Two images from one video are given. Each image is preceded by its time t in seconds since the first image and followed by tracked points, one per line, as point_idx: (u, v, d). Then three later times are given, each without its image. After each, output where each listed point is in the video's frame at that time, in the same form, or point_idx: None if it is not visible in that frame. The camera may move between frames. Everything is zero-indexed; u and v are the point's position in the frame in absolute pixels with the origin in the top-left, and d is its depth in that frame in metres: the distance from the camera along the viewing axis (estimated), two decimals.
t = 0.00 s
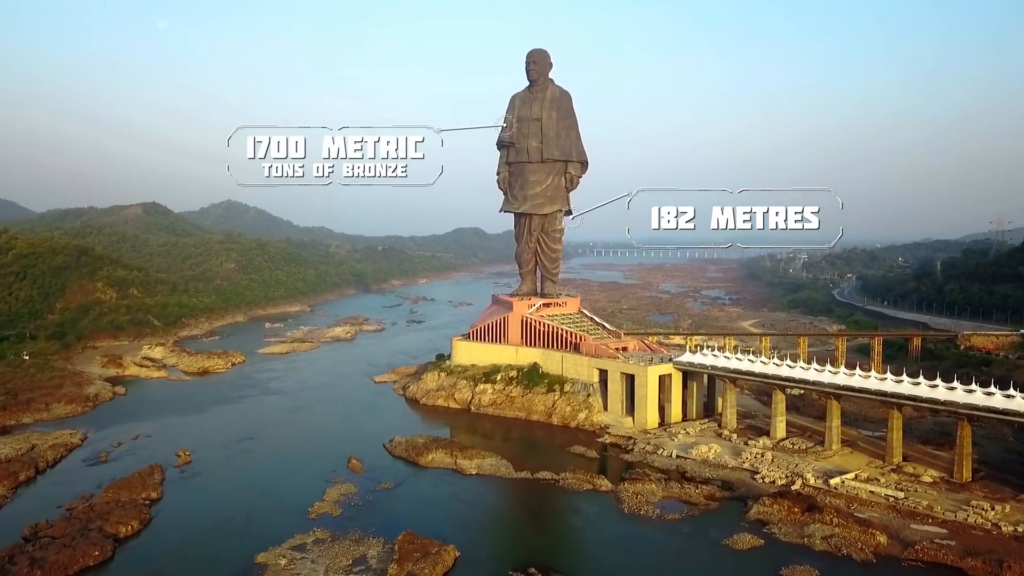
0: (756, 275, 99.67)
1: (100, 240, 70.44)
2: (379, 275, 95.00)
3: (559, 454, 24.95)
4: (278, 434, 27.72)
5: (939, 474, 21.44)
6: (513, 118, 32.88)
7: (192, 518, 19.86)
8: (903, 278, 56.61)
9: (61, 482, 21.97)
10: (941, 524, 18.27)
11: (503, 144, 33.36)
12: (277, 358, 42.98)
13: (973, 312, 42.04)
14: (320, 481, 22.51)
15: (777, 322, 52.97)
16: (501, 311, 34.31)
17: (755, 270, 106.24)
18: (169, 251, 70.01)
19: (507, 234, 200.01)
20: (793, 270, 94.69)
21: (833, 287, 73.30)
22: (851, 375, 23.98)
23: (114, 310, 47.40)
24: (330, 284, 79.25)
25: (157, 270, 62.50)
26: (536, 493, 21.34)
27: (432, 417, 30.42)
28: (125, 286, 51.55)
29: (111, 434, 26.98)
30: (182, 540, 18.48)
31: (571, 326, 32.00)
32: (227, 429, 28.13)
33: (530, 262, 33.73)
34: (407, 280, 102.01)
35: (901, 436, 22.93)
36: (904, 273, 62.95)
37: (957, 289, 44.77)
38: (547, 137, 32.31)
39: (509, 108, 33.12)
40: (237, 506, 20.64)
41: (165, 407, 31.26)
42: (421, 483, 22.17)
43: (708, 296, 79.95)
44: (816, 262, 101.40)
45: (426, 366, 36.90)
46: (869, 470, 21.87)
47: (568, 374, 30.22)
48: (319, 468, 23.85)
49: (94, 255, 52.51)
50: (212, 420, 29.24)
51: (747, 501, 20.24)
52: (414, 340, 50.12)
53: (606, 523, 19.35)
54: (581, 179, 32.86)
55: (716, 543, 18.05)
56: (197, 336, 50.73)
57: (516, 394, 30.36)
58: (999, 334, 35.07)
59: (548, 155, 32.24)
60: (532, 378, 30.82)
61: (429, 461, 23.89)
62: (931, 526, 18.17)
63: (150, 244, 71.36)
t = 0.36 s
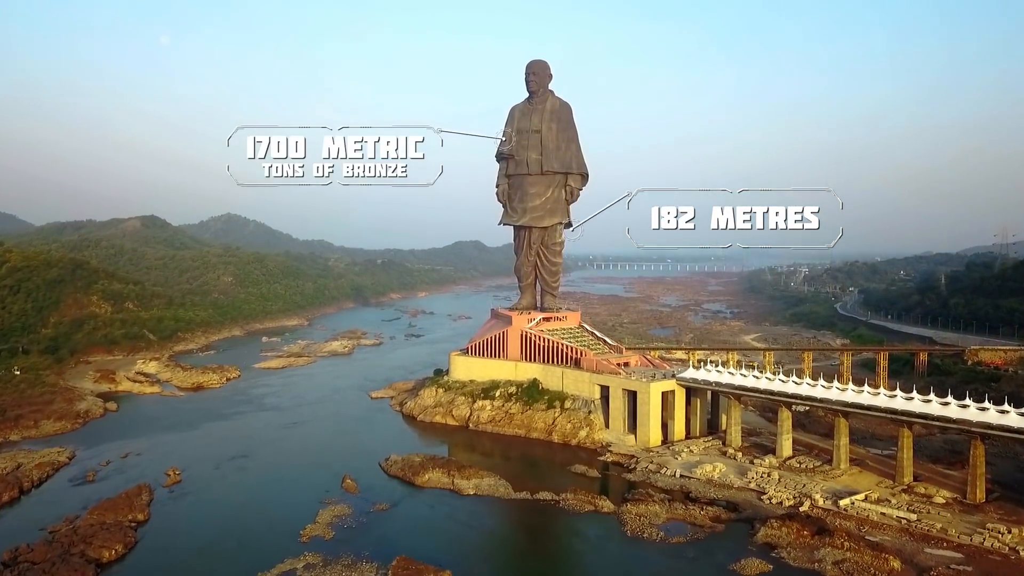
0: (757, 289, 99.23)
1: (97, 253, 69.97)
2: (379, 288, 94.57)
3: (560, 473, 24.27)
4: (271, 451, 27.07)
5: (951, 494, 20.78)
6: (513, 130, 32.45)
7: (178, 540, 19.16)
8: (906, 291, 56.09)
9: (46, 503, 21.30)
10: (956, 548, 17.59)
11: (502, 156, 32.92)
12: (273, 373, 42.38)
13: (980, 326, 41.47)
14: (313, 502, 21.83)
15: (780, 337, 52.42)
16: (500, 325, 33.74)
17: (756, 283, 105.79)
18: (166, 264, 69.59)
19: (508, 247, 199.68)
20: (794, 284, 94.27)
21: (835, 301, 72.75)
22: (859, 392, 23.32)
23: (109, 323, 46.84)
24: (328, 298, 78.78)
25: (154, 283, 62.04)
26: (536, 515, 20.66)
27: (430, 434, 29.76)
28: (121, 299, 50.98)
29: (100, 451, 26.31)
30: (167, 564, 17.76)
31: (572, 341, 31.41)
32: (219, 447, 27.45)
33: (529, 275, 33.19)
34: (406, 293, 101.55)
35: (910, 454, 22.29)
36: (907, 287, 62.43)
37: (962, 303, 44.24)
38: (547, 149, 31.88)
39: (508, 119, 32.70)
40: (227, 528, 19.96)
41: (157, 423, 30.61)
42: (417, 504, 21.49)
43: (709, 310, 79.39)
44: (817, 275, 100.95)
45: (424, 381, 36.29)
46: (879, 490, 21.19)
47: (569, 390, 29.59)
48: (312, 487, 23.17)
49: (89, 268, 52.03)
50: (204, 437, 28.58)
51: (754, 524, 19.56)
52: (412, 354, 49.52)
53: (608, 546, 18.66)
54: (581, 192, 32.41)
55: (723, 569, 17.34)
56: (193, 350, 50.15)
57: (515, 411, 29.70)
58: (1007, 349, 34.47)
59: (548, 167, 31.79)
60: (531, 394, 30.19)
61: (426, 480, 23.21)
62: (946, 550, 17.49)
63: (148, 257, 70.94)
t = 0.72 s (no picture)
0: (758, 302, 98.70)
1: (93, 266, 69.45)
2: (377, 302, 94.05)
3: (560, 493, 23.61)
4: (264, 469, 26.41)
5: (965, 515, 20.11)
6: (512, 142, 32.03)
7: (164, 563, 18.50)
8: (910, 305, 55.56)
9: (30, 524, 20.68)
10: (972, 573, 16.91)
11: (501, 168, 32.51)
12: (269, 388, 41.74)
13: (986, 341, 40.89)
14: (305, 523, 21.16)
15: (782, 351, 51.85)
16: (499, 339, 33.18)
17: (757, 296, 105.33)
18: (163, 277, 69.10)
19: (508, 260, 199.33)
20: (795, 298, 93.80)
21: (837, 314, 72.19)
22: (868, 409, 22.66)
23: (103, 337, 46.25)
24: (327, 311, 78.26)
25: (150, 296, 61.54)
26: (536, 537, 19.98)
27: (427, 451, 29.09)
28: (116, 313, 50.41)
29: (89, 469, 25.69)
30: None
31: (572, 356, 30.82)
32: (211, 465, 26.80)
33: (529, 289, 32.65)
34: (405, 307, 100.99)
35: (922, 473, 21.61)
36: (910, 300, 61.92)
37: (968, 317, 43.71)
38: (547, 161, 31.45)
39: (508, 132, 32.30)
40: (215, 549, 19.32)
41: (148, 440, 29.96)
42: (412, 525, 20.83)
43: (710, 324, 78.82)
44: (819, 288, 100.48)
45: (421, 397, 35.66)
46: (889, 511, 20.54)
47: (569, 406, 28.97)
48: (305, 507, 22.51)
49: (84, 281, 51.53)
50: (195, 455, 27.93)
51: (761, 547, 18.90)
52: (410, 368, 48.90)
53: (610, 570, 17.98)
54: (581, 205, 31.98)
55: None
56: (188, 364, 49.52)
57: (514, 428, 29.07)
58: (1015, 364, 33.86)
59: (548, 180, 31.35)
60: (531, 411, 29.57)
61: (422, 501, 22.54)
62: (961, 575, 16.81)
63: (145, 271, 70.48)
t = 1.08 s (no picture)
0: (759, 316, 98.11)
1: (90, 279, 68.89)
2: (376, 316, 93.47)
3: (560, 513, 22.90)
4: (256, 488, 25.74)
5: (979, 538, 19.42)
6: (512, 154, 31.60)
7: None
8: (914, 319, 55.03)
9: (13, 546, 20.04)
10: None
11: (501, 181, 32.07)
12: (264, 403, 41.08)
13: (993, 356, 40.27)
14: (296, 545, 20.48)
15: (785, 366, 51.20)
16: (498, 355, 32.57)
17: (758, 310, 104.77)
18: (160, 291, 68.57)
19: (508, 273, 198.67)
20: (797, 312, 93.24)
21: (840, 329, 71.59)
22: (876, 427, 22.00)
23: (97, 351, 45.62)
24: (325, 325, 77.68)
25: (147, 310, 60.98)
26: (535, 560, 19.30)
27: (424, 470, 28.40)
28: (111, 327, 49.81)
29: (77, 489, 25.02)
30: None
31: (572, 372, 30.22)
32: (202, 483, 26.12)
33: (528, 303, 32.08)
34: (404, 320, 100.40)
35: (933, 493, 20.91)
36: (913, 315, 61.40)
37: (973, 332, 43.18)
38: (547, 174, 31.02)
39: (508, 144, 31.89)
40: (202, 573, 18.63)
41: (139, 458, 29.29)
42: (406, 548, 20.15)
43: (711, 338, 78.20)
44: (820, 302, 99.93)
45: (418, 413, 34.98)
46: (901, 534, 19.86)
47: (569, 423, 28.32)
48: (298, 528, 21.83)
49: (79, 295, 50.98)
50: (187, 473, 27.27)
51: (769, 571, 18.21)
52: (408, 384, 48.24)
53: None
54: (581, 218, 31.49)
55: None
56: (183, 379, 48.86)
57: (513, 446, 28.40)
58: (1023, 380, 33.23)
59: (548, 192, 30.89)
60: (530, 428, 28.91)
61: (417, 522, 21.84)
62: None
63: (142, 284, 69.95)
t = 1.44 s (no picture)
0: (760, 329, 97.45)
1: (86, 292, 68.31)
2: (375, 329, 92.81)
3: (560, 534, 22.22)
4: (249, 506, 25.07)
5: (993, 560, 18.77)
6: (511, 166, 31.20)
7: None
8: (917, 333, 54.46)
9: None
10: None
11: (500, 193, 31.63)
12: (259, 418, 40.41)
13: (999, 370, 39.67)
14: (288, 567, 19.81)
15: (788, 380, 50.56)
16: (497, 369, 32.00)
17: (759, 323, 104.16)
18: (156, 304, 68.01)
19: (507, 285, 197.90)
20: (798, 325, 92.58)
21: (842, 342, 70.98)
22: (885, 445, 21.39)
23: (90, 365, 45.01)
24: (323, 339, 77.05)
25: (142, 324, 60.39)
26: None
27: (420, 487, 27.73)
28: (105, 341, 49.20)
29: (64, 507, 24.35)
30: None
31: (573, 387, 29.62)
32: (193, 502, 25.45)
33: (528, 316, 31.53)
34: (402, 333, 99.74)
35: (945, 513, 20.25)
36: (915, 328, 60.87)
37: (979, 346, 42.63)
38: (547, 185, 30.59)
39: (507, 155, 31.49)
40: None
41: (130, 475, 28.64)
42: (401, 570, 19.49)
43: (712, 352, 77.54)
44: (821, 315, 99.37)
45: (416, 429, 34.32)
46: (913, 556, 19.21)
47: (569, 440, 27.70)
48: (290, 549, 21.16)
49: (73, 308, 50.41)
50: (178, 490, 26.62)
51: None
52: (405, 398, 47.55)
53: None
54: (581, 230, 31.02)
55: None
56: (178, 393, 48.20)
57: (512, 462, 27.75)
58: None
59: (548, 204, 30.43)
60: (530, 445, 28.28)
61: (413, 544, 21.16)
62: None
63: (138, 297, 69.40)
